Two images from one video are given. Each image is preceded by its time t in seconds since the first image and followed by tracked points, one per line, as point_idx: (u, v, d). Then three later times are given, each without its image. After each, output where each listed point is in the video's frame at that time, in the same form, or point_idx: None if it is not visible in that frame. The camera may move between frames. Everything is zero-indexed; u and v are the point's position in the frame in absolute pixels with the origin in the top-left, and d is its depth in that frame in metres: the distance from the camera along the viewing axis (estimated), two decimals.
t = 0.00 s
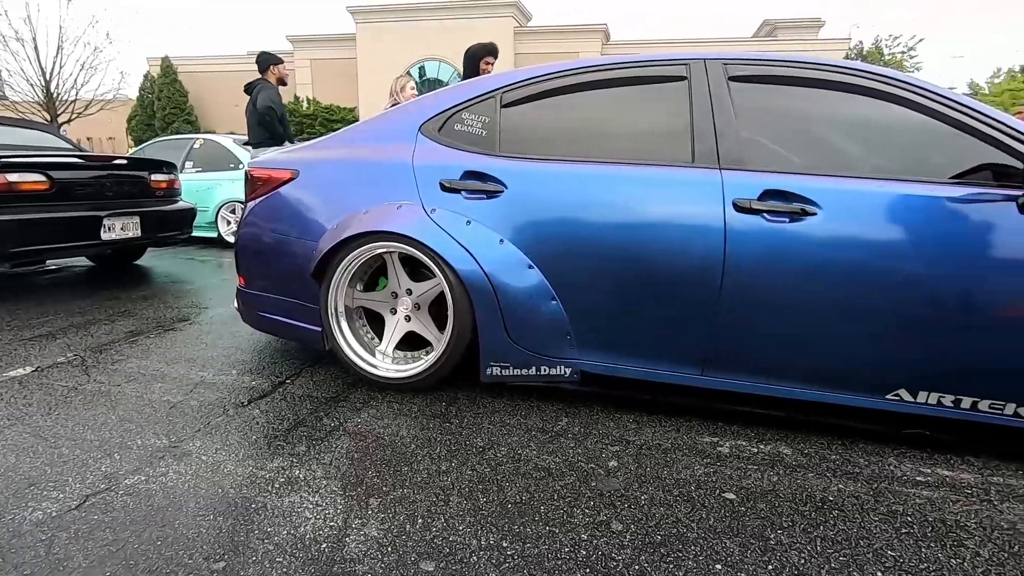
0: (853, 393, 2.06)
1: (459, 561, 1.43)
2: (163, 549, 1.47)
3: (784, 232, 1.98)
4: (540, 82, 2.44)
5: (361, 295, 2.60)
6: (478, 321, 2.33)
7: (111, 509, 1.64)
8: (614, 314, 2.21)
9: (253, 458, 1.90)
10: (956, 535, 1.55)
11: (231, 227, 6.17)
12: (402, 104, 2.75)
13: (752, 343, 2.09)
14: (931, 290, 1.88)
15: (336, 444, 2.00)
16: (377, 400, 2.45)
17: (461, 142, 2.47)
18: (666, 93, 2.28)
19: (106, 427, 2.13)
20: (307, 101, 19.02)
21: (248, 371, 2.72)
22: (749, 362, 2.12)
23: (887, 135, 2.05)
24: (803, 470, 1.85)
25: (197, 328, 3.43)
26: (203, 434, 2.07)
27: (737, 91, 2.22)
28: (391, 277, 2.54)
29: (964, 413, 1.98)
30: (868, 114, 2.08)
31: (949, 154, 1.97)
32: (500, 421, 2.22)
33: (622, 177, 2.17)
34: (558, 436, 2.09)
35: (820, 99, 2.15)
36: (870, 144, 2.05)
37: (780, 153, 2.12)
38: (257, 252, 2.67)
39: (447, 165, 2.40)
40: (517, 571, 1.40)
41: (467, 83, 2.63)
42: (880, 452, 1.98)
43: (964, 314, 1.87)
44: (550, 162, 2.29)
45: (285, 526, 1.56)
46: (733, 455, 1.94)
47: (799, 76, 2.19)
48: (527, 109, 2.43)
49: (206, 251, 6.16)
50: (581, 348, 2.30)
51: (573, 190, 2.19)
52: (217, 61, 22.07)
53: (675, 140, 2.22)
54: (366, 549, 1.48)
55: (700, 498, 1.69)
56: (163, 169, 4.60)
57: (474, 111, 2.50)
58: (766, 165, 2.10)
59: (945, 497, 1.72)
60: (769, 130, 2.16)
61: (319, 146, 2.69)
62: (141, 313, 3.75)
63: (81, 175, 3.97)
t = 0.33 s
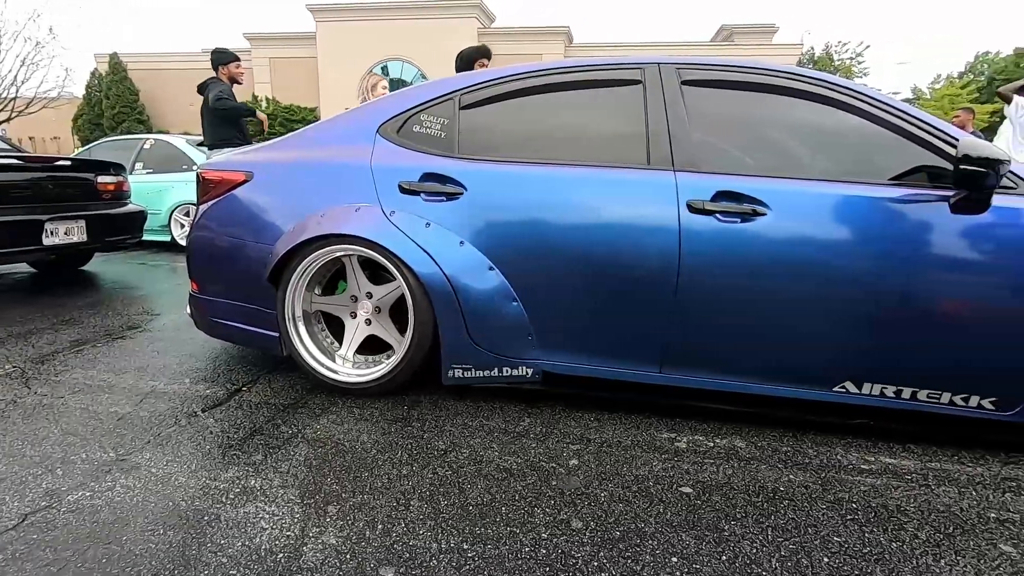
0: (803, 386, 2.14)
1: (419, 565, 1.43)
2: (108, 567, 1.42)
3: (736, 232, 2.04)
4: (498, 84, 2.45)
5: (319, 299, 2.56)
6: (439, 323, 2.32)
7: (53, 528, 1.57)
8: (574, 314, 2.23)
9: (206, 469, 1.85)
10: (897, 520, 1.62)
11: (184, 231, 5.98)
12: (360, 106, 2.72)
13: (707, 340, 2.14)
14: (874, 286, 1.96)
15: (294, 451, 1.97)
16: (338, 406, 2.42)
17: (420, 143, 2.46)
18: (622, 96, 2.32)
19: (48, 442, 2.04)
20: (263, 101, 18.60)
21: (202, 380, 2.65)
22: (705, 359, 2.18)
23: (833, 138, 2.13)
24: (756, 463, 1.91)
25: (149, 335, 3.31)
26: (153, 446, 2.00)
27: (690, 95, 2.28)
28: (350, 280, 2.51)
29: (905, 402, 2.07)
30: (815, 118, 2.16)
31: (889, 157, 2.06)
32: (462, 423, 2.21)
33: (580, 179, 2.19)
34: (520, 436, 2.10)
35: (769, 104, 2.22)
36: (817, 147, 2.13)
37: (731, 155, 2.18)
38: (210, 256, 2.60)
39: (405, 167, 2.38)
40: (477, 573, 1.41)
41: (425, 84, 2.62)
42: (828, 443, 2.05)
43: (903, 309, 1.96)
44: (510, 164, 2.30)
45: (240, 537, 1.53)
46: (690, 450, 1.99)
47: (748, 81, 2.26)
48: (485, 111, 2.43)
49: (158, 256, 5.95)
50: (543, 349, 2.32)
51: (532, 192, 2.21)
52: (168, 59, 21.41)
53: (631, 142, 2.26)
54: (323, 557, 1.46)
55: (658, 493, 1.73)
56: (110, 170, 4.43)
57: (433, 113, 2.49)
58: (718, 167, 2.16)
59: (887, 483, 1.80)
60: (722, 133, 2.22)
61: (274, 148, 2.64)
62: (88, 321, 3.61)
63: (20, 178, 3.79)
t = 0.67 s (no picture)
0: (758, 383, 2.20)
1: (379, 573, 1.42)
2: None
3: (691, 234, 2.08)
4: (457, 88, 2.45)
5: (277, 305, 2.51)
6: (401, 328, 2.31)
7: None
8: (536, 316, 2.25)
9: (157, 484, 1.79)
10: (845, 508, 1.69)
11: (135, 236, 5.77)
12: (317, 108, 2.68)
13: (666, 340, 2.19)
14: (821, 284, 2.04)
15: (251, 462, 1.92)
16: (298, 414, 2.38)
17: (379, 146, 2.44)
18: (580, 101, 2.35)
19: None
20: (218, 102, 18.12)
21: (154, 391, 2.56)
22: (665, 358, 2.22)
23: (783, 143, 2.20)
24: (714, 458, 1.96)
25: (97, 346, 3.19)
26: (101, 461, 1.93)
27: (646, 100, 2.32)
28: (309, 285, 2.47)
29: (853, 395, 2.16)
30: (765, 123, 2.24)
31: (834, 161, 2.15)
32: (425, 428, 2.20)
33: (539, 182, 2.21)
34: (483, 439, 2.10)
35: (722, 108, 2.28)
36: (768, 151, 2.20)
37: (686, 158, 2.23)
38: (161, 263, 2.51)
39: (364, 171, 2.36)
40: None
41: (384, 87, 2.60)
42: (782, 437, 2.12)
43: (849, 305, 2.04)
44: (470, 167, 2.30)
45: (193, 553, 1.49)
46: (650, 448, 2.03)
47: (702, 86, 2.32)
48: (445, 115, 2.43)
49: (107, 262, 5.73)
50: (505, 351, 2.33)
51: (492, 196, 2.21)
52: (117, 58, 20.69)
53: (589, 146, 2.29)
54: (281, 569, 1.43)
55: (619, 491, 1.76)
56: (53, 174, 4.25)
57: (392, 115, 2.48)
58: (673, 170, 2.20)
59: (836, 474, 1.87)
60: (677, 137, 2.27)
61: (229, 151, 2.58)
62: (30, 332, 3.45)
63: None
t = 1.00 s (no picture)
0: (716, 380, 2.25)
1: None
2: None
3: (650, 236, 2.12)
4: (417, 91, 2.44)
5: (233, 312, 2.44)
6: (363, 333, 2.28)
7: None
8: (499, 319, 2.25)
9: (106, 500, 1.72)
10: (798, 499, 1.74)
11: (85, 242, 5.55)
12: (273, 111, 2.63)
13: (628, 340, 2.22)
14: (775, 283, 2.10)
15: (207, 474, 1.87)
16: (257, 423, 2.32)
17: (337, 149, 2.40)
18: (540, 104, 2.37)
19: None
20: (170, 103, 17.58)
21: (103, 403, 2.46)
22: (626, 358, 2.25)
23: (737, 146, 2.26)
24: (675, 455, 1.99)
25: (43, 358, 3.05)
26: (44, 479, 1.84)
27: (604, 104, 2.35)
28: (267, 292, 2.41)
29: (807, 390, 2.23)
30: (719, 127, 2.29)
31: (785, 164, 2.22)
32: (389, 434, 2.18)
33: (499, 185, 2.22)
34: (447, 444, 2.09)
35: (678, 112, 2.33)
36: (722, 154, 2.26)
37: (645, 161, 2.26)
38: (109, 270, 2.42)
39: (322, 174, 2.32)
40: None
41: (342, 90, 2.57)
42: (740, 432, 2.18)
43: (801, 303, 2.11)
44: (430, 171, 2.29)
45: (143, 571, 1.44)
46: (613, 447, 2.05)
47: (659, 91, 2.36)
48: (404, 118, 2.41)
49: (54, 269, 5.49)
50: (469, 355, 2.32)
51: (453, 199, 2.20)
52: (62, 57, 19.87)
53: (548, 150, 2.30)
54: None
55: (582, 491, 1.77)
56: None
57: (351, 118, 2.45)
58: (632, 173, 2.24)
59: (791, 466, 1.93)
60: (636, 140, 2.30)
61: (181, 155, 2.51)
62: None
63: None
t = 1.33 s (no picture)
0: (678, 378, 2.30)
1: None
2: None
3: (610, 237, 2.15)
4: (377, 93, 2.41)
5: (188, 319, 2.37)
6: (324, 339, 2.24)
7: None
8: (462, 322, 2.24)
9: (50, 519, 1.65)
10: (755, 492, 1.79)
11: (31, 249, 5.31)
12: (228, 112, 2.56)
13: (590, 340, 2.24)
14: (732, 282, 2.15)
15: (160, 488, 1.81)
16: (214, 433, 2.25)
17: (295, 152, 2.36)
18: (501, 107, 2.38)
19: None
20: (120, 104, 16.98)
21: (49, 418, 2.36)
22: (590, 358, 2.27)
23: (693, 148, 2.31)
24: (637, 452, 2.02)
25: None
26: None
27: (564, 106, 2.37)
28: (224, 298, 2.35)
29: (764, 385, 2.29)
30: (677, 129, 2.34)
31: (740, 165, 2.28)
32: (351, 440, 2.15)
33: (461, 188, 2.21)
34: (411, 448, 2.07)
35: (637, 115, 2.36)
36: (680, 156, 2.30)
37: (605, 163, 2.29)
38: (54, 278, 2.32)
39: (279, 177, 2.27)
40: None
41: (300, 91, 2.52)
42: (700, 429, 2.22)
43: (756, 301, 2.16)
44: (390, 173, 2.26)
45: None
46: (577, 446, 2.07)
47: (618, 94, 2.39)
48: (364, 120, 2.38)
49: None
50: (433, 359, 2.31)
51: (414, 202, 2.19)
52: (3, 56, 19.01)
53: (510, 152, 2.31)
54: None
55: (545, 491, 1.78)
56: None
57: (309, 120, 2.41)
58: (592, 175, 2.26)
59: (748, 460, 1.98)
60: (596, 142, 2.33)
61: (130, 158, 2.42)
62: None
63: None
